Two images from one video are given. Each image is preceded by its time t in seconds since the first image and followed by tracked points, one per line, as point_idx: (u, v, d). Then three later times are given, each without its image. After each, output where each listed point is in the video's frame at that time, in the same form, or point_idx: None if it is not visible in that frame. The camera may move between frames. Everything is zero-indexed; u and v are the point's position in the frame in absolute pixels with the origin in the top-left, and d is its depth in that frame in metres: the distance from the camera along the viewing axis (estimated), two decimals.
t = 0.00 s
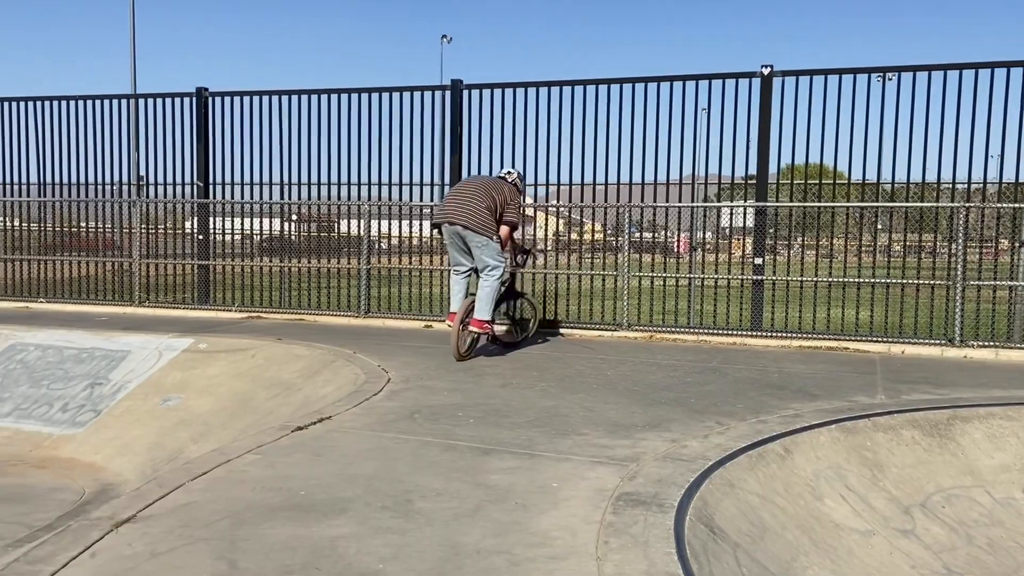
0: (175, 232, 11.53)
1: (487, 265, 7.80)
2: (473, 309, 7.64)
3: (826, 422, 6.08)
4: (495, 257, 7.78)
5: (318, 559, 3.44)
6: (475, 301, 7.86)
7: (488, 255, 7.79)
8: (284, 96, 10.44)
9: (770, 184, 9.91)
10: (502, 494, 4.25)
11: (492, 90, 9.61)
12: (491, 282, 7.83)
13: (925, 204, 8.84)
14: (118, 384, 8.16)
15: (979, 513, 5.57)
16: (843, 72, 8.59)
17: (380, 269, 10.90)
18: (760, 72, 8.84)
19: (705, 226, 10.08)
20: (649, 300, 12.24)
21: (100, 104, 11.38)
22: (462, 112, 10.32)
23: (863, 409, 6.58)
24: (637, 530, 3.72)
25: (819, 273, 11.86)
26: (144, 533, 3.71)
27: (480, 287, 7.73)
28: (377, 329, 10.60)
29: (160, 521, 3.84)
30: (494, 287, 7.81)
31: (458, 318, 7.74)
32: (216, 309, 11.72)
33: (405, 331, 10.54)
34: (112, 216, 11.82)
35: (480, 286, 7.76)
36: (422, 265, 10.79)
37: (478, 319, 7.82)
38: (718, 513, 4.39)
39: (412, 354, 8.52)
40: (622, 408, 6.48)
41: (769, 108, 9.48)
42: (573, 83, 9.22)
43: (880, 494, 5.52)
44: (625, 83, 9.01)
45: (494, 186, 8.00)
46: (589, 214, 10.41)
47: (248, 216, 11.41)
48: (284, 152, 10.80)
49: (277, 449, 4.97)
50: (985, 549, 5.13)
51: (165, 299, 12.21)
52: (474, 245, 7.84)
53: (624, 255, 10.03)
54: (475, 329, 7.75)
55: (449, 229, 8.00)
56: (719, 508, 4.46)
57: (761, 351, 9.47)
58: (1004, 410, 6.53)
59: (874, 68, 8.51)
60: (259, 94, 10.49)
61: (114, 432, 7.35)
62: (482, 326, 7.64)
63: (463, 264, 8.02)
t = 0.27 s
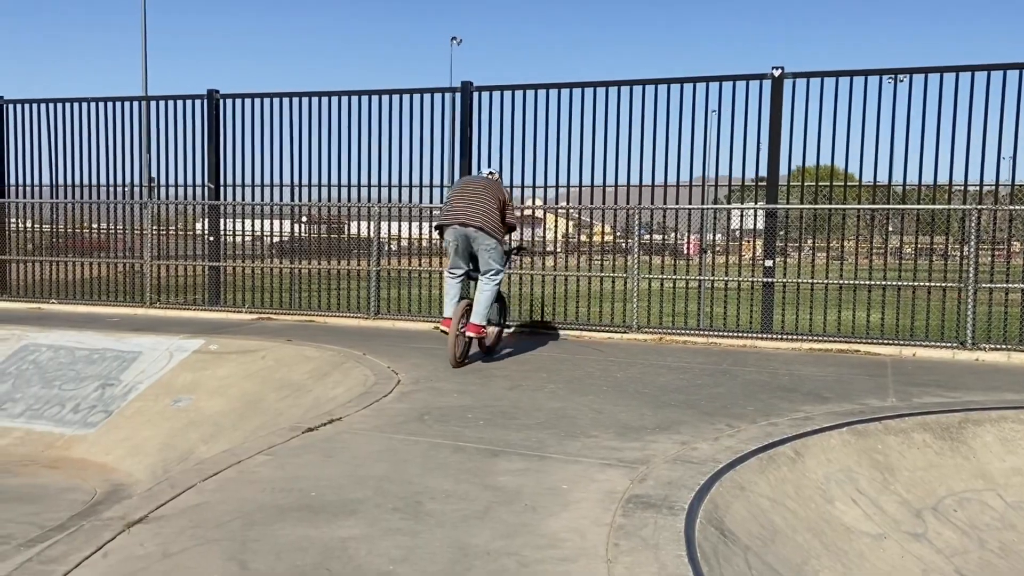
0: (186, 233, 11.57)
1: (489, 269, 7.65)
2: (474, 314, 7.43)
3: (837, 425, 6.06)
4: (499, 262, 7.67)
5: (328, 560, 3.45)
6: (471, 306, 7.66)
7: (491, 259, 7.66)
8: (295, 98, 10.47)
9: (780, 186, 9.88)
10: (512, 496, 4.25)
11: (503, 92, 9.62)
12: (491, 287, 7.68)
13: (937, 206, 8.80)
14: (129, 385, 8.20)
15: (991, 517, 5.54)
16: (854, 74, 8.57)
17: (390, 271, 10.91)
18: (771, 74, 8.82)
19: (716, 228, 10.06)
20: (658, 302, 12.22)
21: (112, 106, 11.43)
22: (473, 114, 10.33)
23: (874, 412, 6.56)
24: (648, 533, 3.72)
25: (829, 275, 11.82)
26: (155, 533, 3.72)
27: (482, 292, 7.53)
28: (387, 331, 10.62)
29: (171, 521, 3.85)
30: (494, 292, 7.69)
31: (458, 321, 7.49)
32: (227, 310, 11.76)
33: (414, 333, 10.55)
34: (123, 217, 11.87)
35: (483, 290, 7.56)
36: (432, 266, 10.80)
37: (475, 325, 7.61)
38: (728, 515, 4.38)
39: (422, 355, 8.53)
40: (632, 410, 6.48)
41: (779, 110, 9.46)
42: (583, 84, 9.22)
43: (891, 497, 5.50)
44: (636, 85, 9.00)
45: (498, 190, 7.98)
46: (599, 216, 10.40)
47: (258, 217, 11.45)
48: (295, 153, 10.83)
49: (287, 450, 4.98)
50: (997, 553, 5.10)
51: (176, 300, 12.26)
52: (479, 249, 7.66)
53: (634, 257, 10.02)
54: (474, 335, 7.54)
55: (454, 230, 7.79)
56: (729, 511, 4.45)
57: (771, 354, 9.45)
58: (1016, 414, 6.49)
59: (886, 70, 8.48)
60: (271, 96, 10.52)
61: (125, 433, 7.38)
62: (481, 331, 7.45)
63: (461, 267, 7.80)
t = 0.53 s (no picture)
0: (192, 235, 11.60)
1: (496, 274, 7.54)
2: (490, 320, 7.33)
3: (843, 427, 6.05)
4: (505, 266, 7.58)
5: (334, 562, 3.45)
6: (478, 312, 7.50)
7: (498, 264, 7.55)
8: (301, 101, 10.48)
9: (787, 188, 9.87)
10: (517, 498, 4.25)
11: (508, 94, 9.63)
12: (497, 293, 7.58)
13: (944, 208, 8.78)
14: (136, 386, 8.22)
15: (998, 520, 5.52)
16: (860, 76, 8.56)
17: (396, 273, 10.92)
18: (777, 76, 8.82)
19: (722, 230, 10.04)
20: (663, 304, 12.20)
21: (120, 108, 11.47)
22: (479, 116, 10.33)
23: (880, 414, 6.54)
24: (653, 535, 3.71)
25: (835, 277, 11.79)
26: (162, 534, 3.73)
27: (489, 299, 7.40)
28: (393, 332, 10.62)
29: (178, 522, 3.86)
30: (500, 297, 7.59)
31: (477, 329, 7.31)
32: (233, 312, 11.78)
33: (420, 334, 10.55)
34: (130, 219, 11.90)
35: (491, 297, 7.43)
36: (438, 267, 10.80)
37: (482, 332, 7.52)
38: (734, 518, 4.38)
39: (427, 357, 8.53)
40: (637, 412, 6.47)
41: (786, 112, 9.45)
42: (589, 86, 9.22)
43: (897, 500, 5.49)
44: (642, 87, 9.00)
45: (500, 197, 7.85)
46: (605, 218, 10.39)
47: (264, 219, 11.47)
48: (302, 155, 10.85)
49: (293, 452, 4.99)
50: (1005, 556, 5.09)
51: (182, 302, 12.29)
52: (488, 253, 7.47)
53: (639, 259, 10.00)
54: (488, 341, 7.47)
55: (461, 230, 7.52)
56: (736, 513, 4.44)
57: (777, 356, 9.43)
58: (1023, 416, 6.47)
59: (893, 71, 8.47)
60: (277, 98, 10.54)
61: (131, 434, 7.39)
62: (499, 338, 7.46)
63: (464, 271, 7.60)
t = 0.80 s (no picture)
0: (194, 236, 11.60)
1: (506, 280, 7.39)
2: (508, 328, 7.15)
3: (845, 428, 6.04)
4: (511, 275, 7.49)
5: (337, 563, 3.45)
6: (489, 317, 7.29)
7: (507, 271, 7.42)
8: (303, 102, 10.49)
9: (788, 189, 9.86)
10: (520, 499, 4.25)
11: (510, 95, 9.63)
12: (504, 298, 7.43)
13: (946, 209, 8.78)
14: (138, 388, 8.22)
15: (1001, 521, 5.52)
16: (862, 77, 8.56)
17: (398, 274, 10.92)
18: (778, 77, 8.82)
19: (723, 232, 10.04)
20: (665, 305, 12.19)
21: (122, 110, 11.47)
22: (480, 117, 10.34)
23: (882, 415, 6.54)
24: (656, 536, 3.71)
25: (837, 278, 11.79)
26: (164, 536, 3.73)
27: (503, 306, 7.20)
28: (395, 334, 10.63)
29: (180, 524, 3.86)
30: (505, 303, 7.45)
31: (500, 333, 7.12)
32: (235, 313, 11.79)
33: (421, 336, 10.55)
34: (132, 221, 11.91)
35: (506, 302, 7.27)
36: (440, 269, 10.80)
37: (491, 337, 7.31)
38: (736, 519, 4.37)
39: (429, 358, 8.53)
40: (639, 414, 6.46)
41: (787, 113, 9.45)
42: (590, 87, 9.23)
43: (900, 501, 5.48)
44: (643, 87, 9.00)
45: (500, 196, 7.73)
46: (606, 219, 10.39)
47: (266, 221, 11.47)
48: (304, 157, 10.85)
49: (296, 453, 4.99)
50: (1008, 557, 5.08)
51: (184, 303, 12.29)
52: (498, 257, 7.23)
53: (641, 260, 10.00)
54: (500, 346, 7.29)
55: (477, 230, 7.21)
56: (738, 514, 4.44)
57: (779, 357, 9.42)
58: None
59: (894, 72, 8.47)
60: (279, 99, 10.55)
61: (134, 435, 7.39)
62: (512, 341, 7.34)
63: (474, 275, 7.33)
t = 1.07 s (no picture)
0: (191, 238, 11.59)
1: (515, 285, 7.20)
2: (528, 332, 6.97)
3: (842, 428, 6.05)
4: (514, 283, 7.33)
5: (334, 564, 3.45)
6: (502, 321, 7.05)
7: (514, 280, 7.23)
8: (300, 103, 10.48)
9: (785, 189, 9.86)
10: (517, 500, 4.25)
11: (507, 96, 9.63)
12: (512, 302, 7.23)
13: (943, 209, 8.78)
14: (135, 390, 8.21)
15: (997, 520, 5.53)
16: (858, 77, 8.57)
17: (395, 275, 10.92)
18: (775, 77, 8.82)
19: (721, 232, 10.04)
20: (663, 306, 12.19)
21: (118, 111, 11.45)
22: (477, 118, 10.34)
23: (880, 415, 6.55)
24: (653, 536, 3.71)
25: (835, 278, 11.79)
26: (161, 537, 3.73)
27: (522, 309, 7.03)
28: (392, 335, 10.62)
29: (177, 525, 3.86)
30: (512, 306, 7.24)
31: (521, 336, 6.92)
32: (232, 314, 11.77)
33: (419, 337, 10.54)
34: (129, 222, 11.89)
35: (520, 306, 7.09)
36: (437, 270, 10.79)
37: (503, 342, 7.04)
38: (733, 519, 4.38)
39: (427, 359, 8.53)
40: (636, 414, 6.47)
41: (784, 113, 9.45)
42: (587, 88, 9.23)
43: (897, 500, 5.49)
44: (640, 88, 9.01)
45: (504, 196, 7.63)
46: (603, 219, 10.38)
47: (263, 222, 11.46)
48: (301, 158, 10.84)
49: (293, 454, 4.99)
50: (1004, 557, 5.09)
51: (181, 305, 12.27)
52: (521, 257, 7.08)
53: (639, 261, 10.00)
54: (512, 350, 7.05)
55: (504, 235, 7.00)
56: (735, 514, 4.45)
57: (776, 357, 9.43)
58: (1022, 417, 6.49)
59: (891, 72, 8.47)
60: (276, 101, 10.54)
61: (131, 437, 7.39)
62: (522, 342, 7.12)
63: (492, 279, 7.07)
